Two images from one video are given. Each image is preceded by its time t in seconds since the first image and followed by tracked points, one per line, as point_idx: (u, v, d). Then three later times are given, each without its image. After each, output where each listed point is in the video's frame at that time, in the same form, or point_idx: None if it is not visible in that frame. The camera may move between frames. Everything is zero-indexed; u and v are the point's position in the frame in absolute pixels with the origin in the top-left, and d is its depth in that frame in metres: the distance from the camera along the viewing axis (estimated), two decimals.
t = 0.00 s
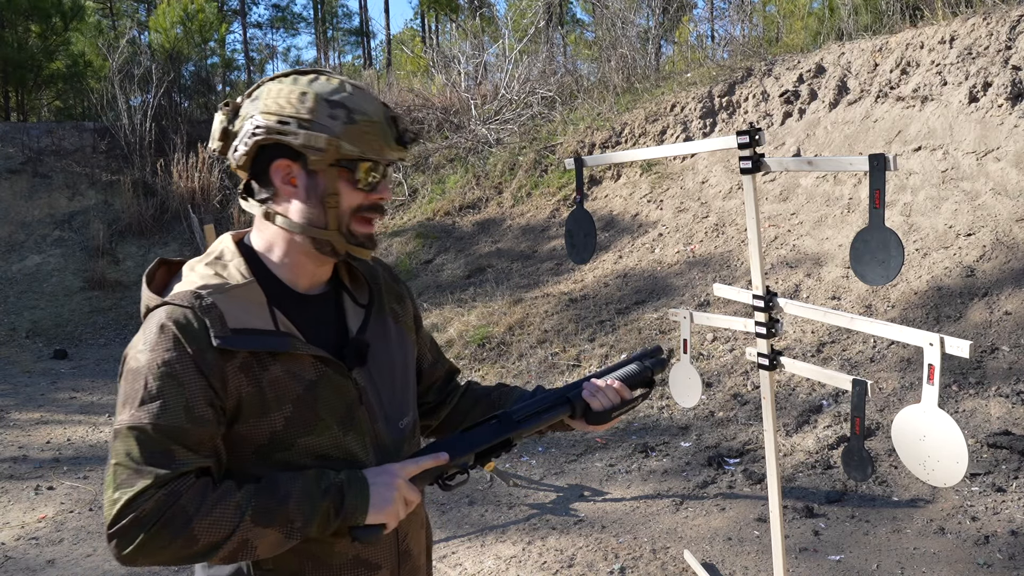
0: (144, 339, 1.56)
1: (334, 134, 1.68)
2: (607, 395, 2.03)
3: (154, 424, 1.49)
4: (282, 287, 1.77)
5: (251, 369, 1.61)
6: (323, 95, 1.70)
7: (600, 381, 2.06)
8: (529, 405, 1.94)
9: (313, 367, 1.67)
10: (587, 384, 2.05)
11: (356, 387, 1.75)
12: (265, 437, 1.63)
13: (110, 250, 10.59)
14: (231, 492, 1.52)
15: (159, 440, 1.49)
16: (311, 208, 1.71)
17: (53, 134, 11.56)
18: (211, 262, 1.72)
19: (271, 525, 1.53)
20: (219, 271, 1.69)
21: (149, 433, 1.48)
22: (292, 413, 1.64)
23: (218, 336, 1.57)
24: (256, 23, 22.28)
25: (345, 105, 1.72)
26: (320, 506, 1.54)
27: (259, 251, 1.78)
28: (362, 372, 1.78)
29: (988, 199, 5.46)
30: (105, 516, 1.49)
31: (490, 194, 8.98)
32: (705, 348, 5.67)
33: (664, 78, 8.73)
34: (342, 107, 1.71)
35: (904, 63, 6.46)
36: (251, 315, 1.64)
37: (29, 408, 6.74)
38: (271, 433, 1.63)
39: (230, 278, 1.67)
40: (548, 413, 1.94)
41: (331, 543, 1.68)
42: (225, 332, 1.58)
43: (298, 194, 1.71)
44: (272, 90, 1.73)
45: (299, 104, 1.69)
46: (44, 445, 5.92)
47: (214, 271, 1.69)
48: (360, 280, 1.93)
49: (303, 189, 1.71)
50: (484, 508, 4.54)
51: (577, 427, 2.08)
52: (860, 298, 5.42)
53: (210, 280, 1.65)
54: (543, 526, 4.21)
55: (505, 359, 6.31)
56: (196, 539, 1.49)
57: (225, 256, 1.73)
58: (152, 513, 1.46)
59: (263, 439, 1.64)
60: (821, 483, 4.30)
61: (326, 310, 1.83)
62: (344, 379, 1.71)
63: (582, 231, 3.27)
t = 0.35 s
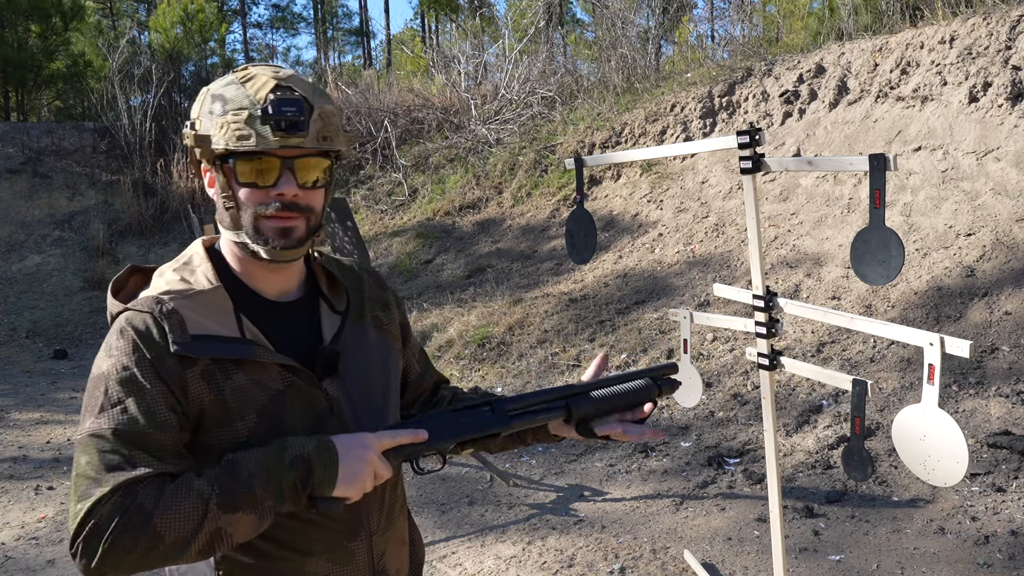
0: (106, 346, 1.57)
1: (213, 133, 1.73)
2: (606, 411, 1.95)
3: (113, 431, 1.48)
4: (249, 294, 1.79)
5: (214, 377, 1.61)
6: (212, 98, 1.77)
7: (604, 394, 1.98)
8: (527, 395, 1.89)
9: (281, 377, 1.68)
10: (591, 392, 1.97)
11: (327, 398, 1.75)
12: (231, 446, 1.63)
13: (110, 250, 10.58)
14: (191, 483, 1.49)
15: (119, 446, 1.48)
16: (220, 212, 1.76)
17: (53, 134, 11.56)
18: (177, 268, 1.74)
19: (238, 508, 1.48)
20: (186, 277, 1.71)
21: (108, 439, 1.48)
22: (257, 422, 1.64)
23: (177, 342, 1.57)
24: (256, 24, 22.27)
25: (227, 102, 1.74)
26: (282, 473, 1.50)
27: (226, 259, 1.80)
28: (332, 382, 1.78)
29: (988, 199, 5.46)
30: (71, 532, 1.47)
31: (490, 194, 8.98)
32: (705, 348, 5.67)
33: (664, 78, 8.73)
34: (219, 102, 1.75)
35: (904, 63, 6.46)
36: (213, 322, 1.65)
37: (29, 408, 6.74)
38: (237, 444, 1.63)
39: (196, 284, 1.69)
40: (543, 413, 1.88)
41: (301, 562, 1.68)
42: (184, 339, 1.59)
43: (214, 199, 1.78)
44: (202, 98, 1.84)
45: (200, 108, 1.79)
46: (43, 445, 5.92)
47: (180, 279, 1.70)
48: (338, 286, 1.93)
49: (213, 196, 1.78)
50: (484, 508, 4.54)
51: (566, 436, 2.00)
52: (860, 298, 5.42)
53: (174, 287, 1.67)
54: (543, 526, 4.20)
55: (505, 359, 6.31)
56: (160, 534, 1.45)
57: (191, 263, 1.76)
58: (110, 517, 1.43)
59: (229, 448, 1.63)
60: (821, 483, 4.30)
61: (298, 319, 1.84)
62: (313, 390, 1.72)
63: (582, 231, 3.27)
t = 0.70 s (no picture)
0: (122, 352, 1.62)
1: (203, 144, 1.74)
2: (613, 438, 1.89)
3: (126, 433, 1.54)
4: (261, 293, 1.79)
5: (223, 377, 1.63)
6: (199, 109, 1.77)
7: (615, 420, 1.92)
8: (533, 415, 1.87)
9: (291, 374, 1.69)
10: (602, 416, 1.92)
11: (340, 394, 1.75)
12: (241, 444, 1.65)
13: (110, 250, 10.58)
14: (198, 491, 1.53)
15: (131, 448, 1.54)
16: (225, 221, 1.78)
17: (53, 134, 11.56)
18: (190, 272, 1.76)
19: (243, 519, 1.51)
20: (201, 279, 1.73)
21: (121, 441, 1.54)
22: (268, 420, 1.66)
23: (186, 345, 1.59)
24: (256, 23, 22.26)
25: (212, 112, 1.75)
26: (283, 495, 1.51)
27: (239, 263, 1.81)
28: (345, 378, 1.77)
29: (988, 199, 5.46)
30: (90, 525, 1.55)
31: (490, 194, 8.97)
32: (704, 348, 5.67)
33: (664, 78, 8.73)
34: (206, 112, 1.75)
35: (904, 63, 6.46)
36: (223, 323, 1.66)
37: (28, 408, 6.74)
38: (249, 441, 1.65)
39: (208, 286, 1.71)
40: (547, 435, 1.86)
41: (313, 551, 1.69)
42: (194, 341, 1.60)
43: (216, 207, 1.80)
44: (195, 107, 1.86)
45: (191, 120, 1.80)
46: (44, 445, 5.92)
47: (193, 281, 1.72)
48: (354, 281, 1.91)
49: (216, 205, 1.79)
50: (484, 508, 4.54)
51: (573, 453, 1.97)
52: (860, 298, 5.42)
53: (185, 290, 1.68)
54: (543, 526, 4.20)
55: (505, 359, 6.31)
56: (166, 538, 1.50)
57: (204, 266, 1.77)
58: (120, 519, 1.50)
59: (243, 445, 1.66)
60: (821, 483, 4.30)
61: (313, 315, 1.84)
62: (324, 387, 1.72)
63: (582, 230, 3.27)
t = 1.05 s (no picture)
0: (148, 337, 1.62)
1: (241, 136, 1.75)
2: (620, 456, 1.88)
3: (150, 417, 1.54)
4: (285, 284, 1.79)
5: (249, 367, 1.63)
6: (240, 101, 1.78)
7: (626, 440, 1.90)
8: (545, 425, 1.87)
9: (315, 367, 1.69)
10: (614, 433, 1.91)
11: (361, 388, 1.75)
12: (264, 433, 1.66)
13: (110, 250, 10.58)
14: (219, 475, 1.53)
15: (155, 430, 1.54)
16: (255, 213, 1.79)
17: (53, 134, 11.57)
18: (215, 262, 1.76)
19: (263, 501, 1.52)
20: (228, 269, 1.73)
21: (145, 424, 1.54)
22: (290, 410, 1.66)
23: (214, 334, 1.59)
24: (256, 23, 22.26)
25: (252, 105, 1.75)
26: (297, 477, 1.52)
27: (265, 255, 1.81)
28: (366, 373, 1.77)
29: (988, 199, 5.46)
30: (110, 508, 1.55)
31: (490, 194, 8.97)
32: (705, 348, 5.67)
33: (664, 78, 8.73)
34: (247, 105, 1.76)
35: (904, 63, 6.46)
36: (249, 312, 1.66)
37: (28, 408, 6.74)
38: (272, 430, 1.65)
39: (236, 276, 1.71)
40: (558, 444, 1.85)
41: (329, 544, 1.69)
42: (222, 330, 1.61)
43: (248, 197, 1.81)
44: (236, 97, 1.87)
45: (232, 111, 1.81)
46: (44, 445, 5.92)
47: (220, 270, 1.72)
48: (377, 279, 1.91)
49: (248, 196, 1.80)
50: (484, 508, 4.53)
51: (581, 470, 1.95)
52: (860, 298, 5.42)
53: (213, 279, 1.69)
54: (543, 526, 4.20)
55: (505, 359, 6.31)
56: (185, 522, 1.50)
57: (230, 256, 1.78)
58: (140, 502, 1.50)
59: (265, 435, 1.66)
60: (821, 483, 4.30)
61: (337, 310, 1.84)
62: (346, 380, 1.72)
63: (582, 230, 3.27)
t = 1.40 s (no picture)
0: (163, 324, 1.61)
1: (276, 128, 1.77)
2: (615, 473, 1.91)
3: (164, 401, 1.50)
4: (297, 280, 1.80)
5: (264, 358, 1.63)
6: (277, 95, 1.80)
7: (622, 458, 1.94)
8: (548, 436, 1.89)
9: (329, 362, 1.69)
10: (611, 450, 1.94)
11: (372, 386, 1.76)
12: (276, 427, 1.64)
13: (110, 250, 10.58)
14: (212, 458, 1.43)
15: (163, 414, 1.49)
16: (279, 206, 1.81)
17: (53, 134, 11.56)
18: (229, 255, 1.76)
19: (260, 486, 1.41)
20: (245, 263, 1.73)
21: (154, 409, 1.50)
22: (305, 404, 1.65)
23: (233, 322, 1.59)
24: (256, 24, 22.26)
25: (289, 100, 1.78)
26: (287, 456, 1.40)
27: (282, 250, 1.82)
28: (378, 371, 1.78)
29: (988, 199, 5.45)
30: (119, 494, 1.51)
31: (490, 194, 8.97)
32: (705, 348, 5.67)
33: (664, 78, 8.73)
34: (284, 100, 1.79)
35: (904, 63, 6.46)
36: (265, 304, 1.67)
37: (28, 408, 6.74)
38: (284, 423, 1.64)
39: (252, 270, 1.71)
40: (559, 458, 1.86)
41: (335, 542, 1.68)
42: (241, 320, 1.61)
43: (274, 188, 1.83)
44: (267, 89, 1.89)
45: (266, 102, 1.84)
46: (43, 445, 5.92)
47: (236, 263, 1.73)
48: (385, 282, 1.94)
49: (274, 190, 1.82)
50: (484, 508, 4.53)
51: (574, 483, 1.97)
52: (860, 298, 5.42)
53: (230, 271, 1.69)
54: (543, 526, 4.20)
55: (505, 359, 6.31)
56: (183, 504, 1.42)
57: (244, 250, 1.78)
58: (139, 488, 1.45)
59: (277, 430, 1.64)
60: (821, 483, 4.30)
61: (348, 309, 1.86)
62: (358, 377, 1.72)
63: (582, 230, 3.27)
